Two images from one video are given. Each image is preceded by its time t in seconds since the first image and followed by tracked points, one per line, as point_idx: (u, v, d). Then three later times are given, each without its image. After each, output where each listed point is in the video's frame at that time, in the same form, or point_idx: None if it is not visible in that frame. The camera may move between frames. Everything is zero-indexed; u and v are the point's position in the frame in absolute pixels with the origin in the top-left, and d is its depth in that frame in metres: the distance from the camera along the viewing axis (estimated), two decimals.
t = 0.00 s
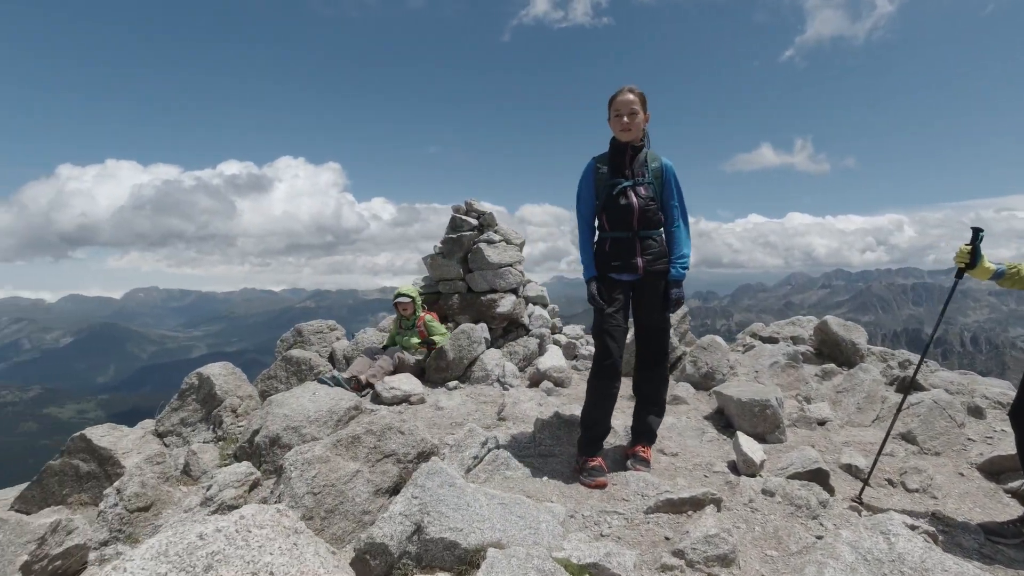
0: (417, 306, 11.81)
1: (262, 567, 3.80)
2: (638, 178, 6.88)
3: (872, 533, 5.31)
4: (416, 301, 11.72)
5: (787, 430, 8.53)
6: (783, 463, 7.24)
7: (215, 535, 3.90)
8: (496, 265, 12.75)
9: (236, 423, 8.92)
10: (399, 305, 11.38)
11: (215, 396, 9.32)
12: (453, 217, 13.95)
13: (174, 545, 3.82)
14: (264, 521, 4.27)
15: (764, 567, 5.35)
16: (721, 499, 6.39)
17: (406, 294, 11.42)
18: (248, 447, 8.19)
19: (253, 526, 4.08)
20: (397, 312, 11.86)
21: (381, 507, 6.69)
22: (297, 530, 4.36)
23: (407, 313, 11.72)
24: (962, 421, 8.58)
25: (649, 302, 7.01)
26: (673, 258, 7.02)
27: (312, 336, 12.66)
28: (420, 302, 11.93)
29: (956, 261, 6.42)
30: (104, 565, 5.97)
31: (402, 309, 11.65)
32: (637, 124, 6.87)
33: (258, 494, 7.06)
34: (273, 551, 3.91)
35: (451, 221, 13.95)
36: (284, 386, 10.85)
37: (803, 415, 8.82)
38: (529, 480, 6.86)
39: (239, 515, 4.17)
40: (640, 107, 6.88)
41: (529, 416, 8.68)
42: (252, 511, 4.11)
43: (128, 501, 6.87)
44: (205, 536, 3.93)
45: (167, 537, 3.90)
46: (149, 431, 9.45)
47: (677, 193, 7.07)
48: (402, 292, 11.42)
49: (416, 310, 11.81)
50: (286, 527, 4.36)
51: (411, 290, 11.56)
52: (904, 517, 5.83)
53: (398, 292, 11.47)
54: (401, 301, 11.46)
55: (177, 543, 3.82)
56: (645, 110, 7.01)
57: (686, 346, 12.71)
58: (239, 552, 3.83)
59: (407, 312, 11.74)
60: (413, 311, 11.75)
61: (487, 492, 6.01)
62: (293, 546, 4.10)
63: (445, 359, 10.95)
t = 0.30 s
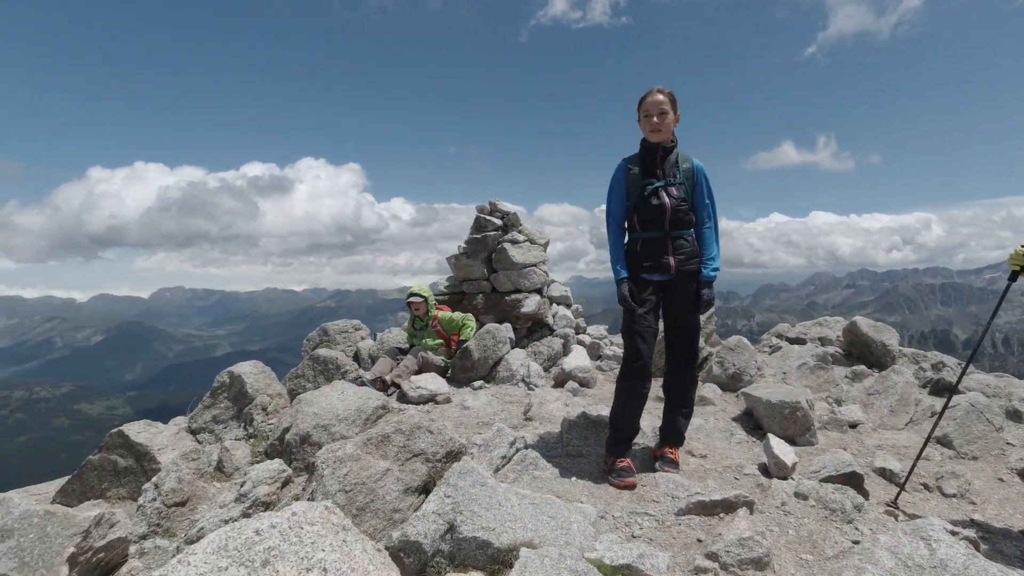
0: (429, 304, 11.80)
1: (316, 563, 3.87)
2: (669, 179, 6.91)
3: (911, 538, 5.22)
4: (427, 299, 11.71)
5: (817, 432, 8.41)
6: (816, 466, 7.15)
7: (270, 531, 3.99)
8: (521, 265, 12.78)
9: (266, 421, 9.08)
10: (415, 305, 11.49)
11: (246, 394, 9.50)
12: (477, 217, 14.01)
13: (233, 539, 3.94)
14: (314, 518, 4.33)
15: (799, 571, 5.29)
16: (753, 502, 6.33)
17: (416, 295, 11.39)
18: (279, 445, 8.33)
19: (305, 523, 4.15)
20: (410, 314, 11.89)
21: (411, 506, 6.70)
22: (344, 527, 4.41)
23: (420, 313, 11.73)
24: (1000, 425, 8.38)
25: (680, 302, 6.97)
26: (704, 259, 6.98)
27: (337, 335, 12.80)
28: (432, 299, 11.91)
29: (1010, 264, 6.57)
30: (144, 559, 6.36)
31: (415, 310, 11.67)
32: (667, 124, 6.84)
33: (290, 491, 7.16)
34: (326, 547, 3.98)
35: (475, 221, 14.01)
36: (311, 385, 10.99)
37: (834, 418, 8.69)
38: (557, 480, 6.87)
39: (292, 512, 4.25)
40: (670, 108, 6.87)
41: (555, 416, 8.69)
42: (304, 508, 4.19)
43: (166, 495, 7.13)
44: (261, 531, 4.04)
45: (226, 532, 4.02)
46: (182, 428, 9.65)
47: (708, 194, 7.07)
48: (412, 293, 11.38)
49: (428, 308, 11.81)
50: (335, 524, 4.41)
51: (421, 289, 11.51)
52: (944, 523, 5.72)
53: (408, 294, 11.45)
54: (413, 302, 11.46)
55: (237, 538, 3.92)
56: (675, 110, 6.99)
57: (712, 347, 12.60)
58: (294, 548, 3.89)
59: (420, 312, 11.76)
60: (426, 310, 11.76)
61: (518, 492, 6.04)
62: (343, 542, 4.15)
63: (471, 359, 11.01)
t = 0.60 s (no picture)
0: (443, 308, 11.79)
1: (363, 560, 3.93)
2: (695, 179, 6.85)
3: (948, 543, 5.14)
4: (442, 303, 11.71)
5: (845, 434, 8.30)
6: (845, 468, 7.06)
7: (317, 529, 4.07)
8: (541, 266, 12.80)
9: (292, 420, 9.21)
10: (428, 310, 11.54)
11: (272, 393, 9.64)
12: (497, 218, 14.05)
13: (283, 537, 4.06)
14: (357, 516, 4.38)
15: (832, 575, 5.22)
16: (782, 505, 6.27)
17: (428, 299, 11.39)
18: (305, 444, 8.42)
19: (349, 521, 4.20)
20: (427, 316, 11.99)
21: (437, 506, 6.71)
22: (386, 525, 4.45)
23: (435, 316, 11.78)
24: None
25: (705, 303, 6.93)
26: (730, 259, 6.91)
27: (359, 335, 12.92)
28: (447, 302, 11.85)
29: None
30: (177, 555, 6.55)
31: (430, 313, 11.74)
32: (688, 123, 6.84)
33: (317, 489, 7.23)
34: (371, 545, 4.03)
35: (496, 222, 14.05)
36: (335, 385, 11.11)
37: (862, 420, 8.57)
38: (583, 481, 6.86)
39: (336, 511, 4.31)
40: (692, 107, 6.85)
41: (579, 417, 8.71)
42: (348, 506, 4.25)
43: (197, 493, 7.28)
44: (308, 528, 4.13)
45: (274, 530, 4.11)
46: (210, 426, 9.82)
47: (735, 194, 6.99)
48: (424, 298, 11.40)
49: (443, 312, 11.81)
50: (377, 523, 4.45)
51: (434, 293, 11.47)
52: (980, 528, 5.61)
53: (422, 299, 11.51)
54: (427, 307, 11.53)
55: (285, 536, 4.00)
56: (700, 108, 6.94)
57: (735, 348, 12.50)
58: (341, 546, 3.95)
59: (435, 315, 11.79)
60: (440, 313, 11.78)
61: (545, 493, 6.05)
62: (386, 541, 4.20)
63: (492, 359, 11.06)
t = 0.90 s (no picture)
0: (457, 306, 11.82)
1: (391, 557, 4.02)
2: (713, 179, 6.84)
3: (972, 547, 5.09)
4: (456, 301, 11.74)
5: (864, 437, 8.23)
6: (865, 471, 7.00)
7: (346, 525, 4.13)
8: (556, 267, 12.83)
9: (309, 419, 9.30)
10: (441, 306, 11.59)
11: (289, 393, 9.74)
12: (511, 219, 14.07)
13: (314, 533, 4.12)
14: (385, 513, 4.44)
15: None
16: (801, 507, 6.23)
17: (443, 296, 11.43)
18: (322, 444, 8.49)
19: (378, 518, 4.25)
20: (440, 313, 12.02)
21: (453, 506, 6.74)
22: (412, 523, 4.49)
23: (448, 313, 11.82)
24: None
25: (721, 305, 6.90)
26: (748, 261, 6.87)
27: (374, 336, 13.01)
28: (460, 300, 11.88)
29: None
30: (198, 552, 6.61)
31: (443, 310, 11.77)
32: (702, 124, 6.83)
33: (335, 489, 7.28)
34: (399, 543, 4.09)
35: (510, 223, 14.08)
36: (351, 385, 11.20)
37: (881, 422, 8.48)
38: (599, 482, 6.86)
39: (364, 508, 4.37)
40: (707, 107, 6.84)
41: (595, 418, 8.72)
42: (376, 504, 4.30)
43: (217, 491, 7.40)
44: (339, 525, 4.19)
45: (306, 526, 4.17)
46: (228, 425, 9.92)
47: (754, 195, 6.94)
48: (439, 295, 11.43)
49: (456, 310, 11.84)
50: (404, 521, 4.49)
51: (449, 290, 11.48)
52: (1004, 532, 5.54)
53: (436, 295, 11.54)
54: (440, 304, 11.55)
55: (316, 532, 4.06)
56: (717, 108, 6.91)
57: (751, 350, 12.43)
58: (370, 543, 4.02)
59: (448, 312, 11.84)
60: (453, 311, 11.81)
61: (563, 493, 6.06)
62: (413, 539, 4.26)
63: (507, 360, 11.10)
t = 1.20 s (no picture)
0: (472, 290, 11.97)
1: (414, 555, 4.07)
2: (727, 180, 6.84)
3: (991, 551, 5.04)
4: (471, 284, 11.91)
5: (878, 440, 8.17)
6: (880, 474, 6.95)
7: (370, 523, 4.19)
8: (566, 268, 12.85)
9: (322, 419, 9.36)
10: (456, 287, 11.69)
11: (302, 393, 9.81)
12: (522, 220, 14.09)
13: (338, 530, 4.18)
14: (407, 512, 4.48)
15: None
16: (816, 509, 6.19)
17: (460, 276, 11.59)
18: (335, 444, 8.53)
19: (400, 517, 4.31)
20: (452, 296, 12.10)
21: (466, 506, 6.72)
22: (432, 522, 4.54)
23: (462, 296, 11.92)
24: None
25: (735, 306, 6.87)
26: (762, 263, 6.84)
27: (385, 337, 13.07)
28: (475, 286, 12.05)
29: None
30: (214, 550, 6.68)
31: (457, 292, 11.85)
32: (711, 125, 6.88)
33: (348, 488, 7.32)
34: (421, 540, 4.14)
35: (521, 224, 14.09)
36: (362, 386, 11.26)
37: (895, 425, 8.42)
38: (612, 483, 6.85)
39: (386, 506, 4.41)
40: (718, 108, 6.84)
41: (606, 420, 8.73)
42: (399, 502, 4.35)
43: (232, 490, 7.48)
44: (362, 523, 4.25)
45: (330, 523, 4.23)
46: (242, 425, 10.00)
47: (769, 196, 6.91)
48: (457, 274, 11.59)
49: (470, 293, 11.97)
50: (425, 519, 4.53)
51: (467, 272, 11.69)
52: None
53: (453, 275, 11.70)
54: (456, 284, 11.67)
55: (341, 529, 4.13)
56: (731, 109, 6.89)
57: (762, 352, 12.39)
58: (393, 541, 4.07)
59: (462, 296, 11.93)
60: (467, 294, 11.92)
61: (577, 494, 6.06)
62: (434, 537, 4.31)
63: (518, 361, 11.13)
